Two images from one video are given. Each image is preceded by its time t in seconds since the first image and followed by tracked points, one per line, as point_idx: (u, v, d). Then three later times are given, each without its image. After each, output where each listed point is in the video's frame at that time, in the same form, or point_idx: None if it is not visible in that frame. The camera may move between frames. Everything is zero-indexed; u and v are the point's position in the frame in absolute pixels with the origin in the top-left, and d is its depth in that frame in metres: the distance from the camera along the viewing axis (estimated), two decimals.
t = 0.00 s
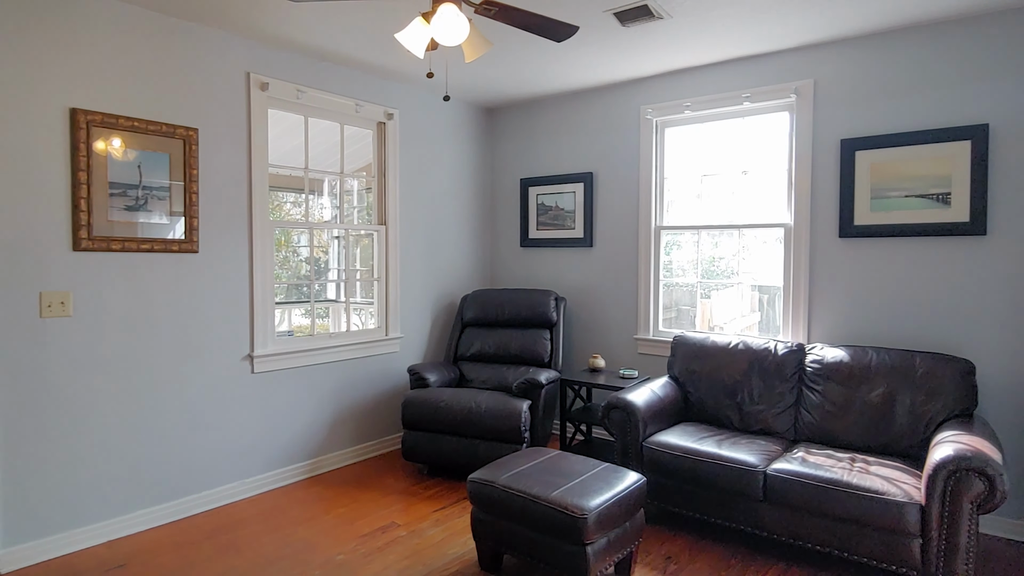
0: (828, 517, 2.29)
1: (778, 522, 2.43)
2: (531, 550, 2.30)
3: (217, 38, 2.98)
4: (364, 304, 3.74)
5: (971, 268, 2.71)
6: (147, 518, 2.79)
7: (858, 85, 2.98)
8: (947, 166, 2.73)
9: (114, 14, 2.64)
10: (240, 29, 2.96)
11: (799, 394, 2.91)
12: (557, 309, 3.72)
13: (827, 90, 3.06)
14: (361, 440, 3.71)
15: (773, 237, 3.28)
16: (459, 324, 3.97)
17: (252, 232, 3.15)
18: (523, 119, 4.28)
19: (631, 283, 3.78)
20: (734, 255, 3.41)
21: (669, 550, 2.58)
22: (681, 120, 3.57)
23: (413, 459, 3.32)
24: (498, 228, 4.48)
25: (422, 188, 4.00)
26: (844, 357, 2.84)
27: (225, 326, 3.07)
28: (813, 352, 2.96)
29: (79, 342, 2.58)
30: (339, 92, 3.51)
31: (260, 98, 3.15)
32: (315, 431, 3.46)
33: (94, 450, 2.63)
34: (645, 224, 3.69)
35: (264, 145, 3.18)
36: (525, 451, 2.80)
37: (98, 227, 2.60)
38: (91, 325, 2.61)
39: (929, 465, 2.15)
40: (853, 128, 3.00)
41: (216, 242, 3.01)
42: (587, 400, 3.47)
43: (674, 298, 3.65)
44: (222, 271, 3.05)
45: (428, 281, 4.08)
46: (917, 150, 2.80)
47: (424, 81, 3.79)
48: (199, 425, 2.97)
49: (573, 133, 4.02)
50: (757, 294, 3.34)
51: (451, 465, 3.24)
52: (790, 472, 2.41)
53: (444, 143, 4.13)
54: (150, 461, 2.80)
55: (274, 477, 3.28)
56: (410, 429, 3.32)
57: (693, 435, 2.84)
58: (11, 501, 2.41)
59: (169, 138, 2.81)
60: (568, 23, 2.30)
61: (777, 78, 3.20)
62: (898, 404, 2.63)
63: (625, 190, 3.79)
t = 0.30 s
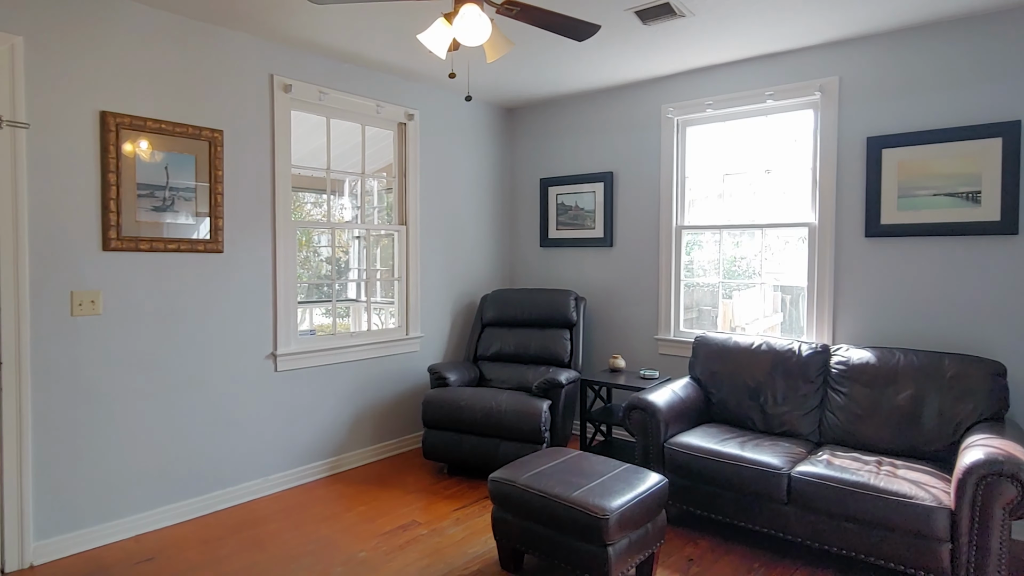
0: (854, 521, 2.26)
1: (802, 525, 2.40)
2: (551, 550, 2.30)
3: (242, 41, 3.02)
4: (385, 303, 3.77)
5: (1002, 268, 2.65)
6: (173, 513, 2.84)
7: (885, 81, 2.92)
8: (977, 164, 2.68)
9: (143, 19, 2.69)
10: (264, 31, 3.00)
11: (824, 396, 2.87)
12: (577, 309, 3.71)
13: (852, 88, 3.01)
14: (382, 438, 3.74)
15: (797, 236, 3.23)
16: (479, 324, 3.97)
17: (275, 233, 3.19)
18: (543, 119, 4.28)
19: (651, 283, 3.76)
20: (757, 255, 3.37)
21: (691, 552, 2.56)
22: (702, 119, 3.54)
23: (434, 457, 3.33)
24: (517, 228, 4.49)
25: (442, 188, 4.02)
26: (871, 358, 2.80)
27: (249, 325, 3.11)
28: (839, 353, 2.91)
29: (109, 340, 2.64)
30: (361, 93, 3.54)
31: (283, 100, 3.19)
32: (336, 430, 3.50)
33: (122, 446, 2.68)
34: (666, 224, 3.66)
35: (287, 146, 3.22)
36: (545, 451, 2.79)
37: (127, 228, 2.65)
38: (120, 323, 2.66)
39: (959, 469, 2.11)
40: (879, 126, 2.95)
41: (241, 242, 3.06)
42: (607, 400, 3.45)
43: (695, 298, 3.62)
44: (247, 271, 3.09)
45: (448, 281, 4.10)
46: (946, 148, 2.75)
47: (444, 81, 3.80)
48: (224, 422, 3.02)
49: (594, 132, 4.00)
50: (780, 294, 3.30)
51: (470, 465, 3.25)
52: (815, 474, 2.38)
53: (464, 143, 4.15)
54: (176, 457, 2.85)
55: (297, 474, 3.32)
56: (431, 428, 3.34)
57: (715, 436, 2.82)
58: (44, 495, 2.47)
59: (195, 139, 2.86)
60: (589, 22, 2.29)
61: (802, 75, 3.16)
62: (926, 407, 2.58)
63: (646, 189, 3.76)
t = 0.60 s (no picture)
0: (883, 525, 2.22)
1: (829, 528, 2.36)
2: (574, 550, 2.29)
3: (267, 43, 3.06)
4: (406, 303, 3.79)
5: None
6: (199, 508, 2.88)
7: (914, 77, 2.87)
8: (1011, 161, 2.62)
9: (171, 22, 2.74)
10: (289, 34, 3.03)
11: (852, 398, 2.82)
12: (598, 308, 3.69)
13: (881, 84, 2.96)
14: (403, 437, 3.76)
15: (824, 235, 3.19)
16: (500, 323, 3.98)
17: (300, 232, 3.22)
18: (564, 118, 4.27)
19: (674, 283, 3.73)
20: (782, 255, 3.33)
21: (716, 554, 2.53)
22: (726, 117, 3.51)
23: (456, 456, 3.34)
24: (538, 228, 4.48)
25: (463, 188, 4.03)
26: (899, 359, 2.74)
27: (274, 324, 3.15)
28: (867, 355, 2.86)
29: (139, 338, 2.69)
30: (383, 93, 3.56)
31: (307, 101, 3.23)
32: (359, 428, 3.52)
33: (151, 442, 2.73)
34: (689, 223, 3.64)
35: (311, 146, 3.26)
36: (566, 451, 2.78)
37: (156, 228, 2.70)
38: (148, 322, 2.71)
39: (993, 474, 2.06)
40: (908, 123, 2.89)
41: (266, 241, 3.10)
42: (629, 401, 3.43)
43: (718, 299, 3.59)
44: (271, 270, 3.13)
45: (469, 281, 4.11)
46: (978, 145, 2.69)
47: (466, 81, 3.82)
48: (250, 419, 3.06)
49: (615, 131, 3.99)
50: (806, 294, 3.26)
51: (492, 464, 3.25)
52: (842, 477, 2.34)
53: (485, 143, 4.16)
54: (203, 454, 2.90)
55: (320, 471, 3.35)
56: (452, 427, 3.35)
57: (739, 437, 2.79)
58: (76, 489, 2.52)
59: (221, 140, 2.90)
60: (613, 20, 2.28)
61: (828, 72, 3.11)
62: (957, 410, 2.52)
63: (668, 189, 3.74)
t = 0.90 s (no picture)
0: (907, 528, 2.19)
1: (851, 531, 2.33)
2: (592, 550, 2.28)
3: (287, 43, 3.09)
4: (423, 302, 3.81)
5: None
6: (220, 504, 2.92)
7: (938, 74, 2.83)
8: None
9: (193, 24, 2.77)
10: (308, 35, 3.06)
11: (874, 399, 2.79)
12: (615, 308, 3.68)
13: (904, 81, 2.92)
14: (420, 436, 3.77)
15: (845, 234, 3.14)
16: (516, 323, 3.98)
17: (318, 232, 3.25)
18: (581, 117, 4.27)
19: (692, 282, 3.71)
20: (802, 254, 3.29)
21: (735, 555, 2.51)
22: (745, 116, 3.48)
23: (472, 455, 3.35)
24: (554, 227, 4.48)
25: (480, 188, 4.04)
26: (923, 360, 2.70)
27: (293, 322, 3.18)
28: (889, 355, 2.82)
29: (161, 335, 2.73)
30: (401, 93, 3.58)
31: (326, 101, 3.25)
32: (376, 426, 3.54)
33: (173, 439, 2.77)
34: (707, 222, 3.61)
35: (329, 146, 3.28)
36: (583, 451, 2.76)
37: (178, 227, 2.74)
38: (170, 320, 2.75)
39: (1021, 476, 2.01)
40: (933, 121, 2.85)
41: (286, 241, 3.13)
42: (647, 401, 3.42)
43: (736, 298, 3.56)
44: (291, 269, 3.16)
45: (485, 280, 4.11)
46: (1005, 141, 2.64)
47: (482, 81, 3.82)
48: (269, 417, 3.09)
49: (633, 130, 3.97)
50: (826, 294, 3.22)
51: (508, 463, 3.25)
52: (864, 479, 2.31)
53: (502, 143, 4.16)
54: (223, 450, 2.93)
55: (338, 469, 3.37)
56: (469, 425, 3.35)
57: (759, 439, 2.76)
58: (100, 484, 2.56)
59: (242, 141, 2.94)
60: (632, 18, 2.27)
61: (850, 69, 3.07)
62: (983, 412, 2.48)
63: (686, 188, 3.71)
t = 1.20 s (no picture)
0: (933, 533, 2.15)
1: (876, 535, 2.30)
2: (612, 551, 2.28)
3: (308, 45, 3.12)
4: (442, 302, 3.82)
5: None
6: (243, 501, 2.95)
7: (967, 70, 2.77)
8: None
9: (217, 27, 2.81)
10: (330, 36, 3.08)
11: (900, 402, 2.74)
12: (634, 308, 3.66)
13: (931, 78, 2.87)
14: (439, 435, 3.79)
15: (870, 234, 3.10)
16: (535, 323, 3.98)
17: (339, 232, 3.28)
18: (600, 117, 4.25)
19: (712, 282, 3.68)
20: (825, 254, 3.25)
21: (758, 558, 2.49)
22: (766, 114, 3.45)
23: (491, 454, 3.35)
24: (573, 227, 4.47)
25: (498, 187, 4.04)
26: (950, 362, 2.65)
27: (314, 321, 3.20)
28: (915, 357, 2.77)
29: (186, 334, 2.77)
30: (421, 94, 3.60)
31: (347, 102, 3.28)
32: (395, 425, 3.56)
33: (197, 436, 2.81)
34: (728, 222, 3.58)
35: (350, 147, 3.31)
36: (603, 451, 2.75)
37: (202, 227, 2.78)
38: (195, 319, 2.79)
39: None
40: (961, 118, 2.79)
41: (307, 241, 3.16)
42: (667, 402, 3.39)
43: (757, 299, 3.52)
44: (312, 269, 3.18)
45: (504, 280, 4.12)
46: None
47: (502, 81, 3.82)
48: (290, 415, 3.12)
49: (652, 129, 3.95)
50: (850, 295, 3.18)
51: (527, 463, 3.25)
52: (889, 483, 2.27)
53: (520, 142, 4.16)
54: (246, 448, 2.97)
55: (358, 467, 3.40)
56: (488, 425, 3.36)
57: (781, 440, 2.73)
58: (127, 480, 2.60)
59: (264, 142, 2.97)
60: (654, 16, 2.25)
61: (875, 66, 3.03)
62: (1013, 415, 2.42)
63: (706, 187, 3.69)
